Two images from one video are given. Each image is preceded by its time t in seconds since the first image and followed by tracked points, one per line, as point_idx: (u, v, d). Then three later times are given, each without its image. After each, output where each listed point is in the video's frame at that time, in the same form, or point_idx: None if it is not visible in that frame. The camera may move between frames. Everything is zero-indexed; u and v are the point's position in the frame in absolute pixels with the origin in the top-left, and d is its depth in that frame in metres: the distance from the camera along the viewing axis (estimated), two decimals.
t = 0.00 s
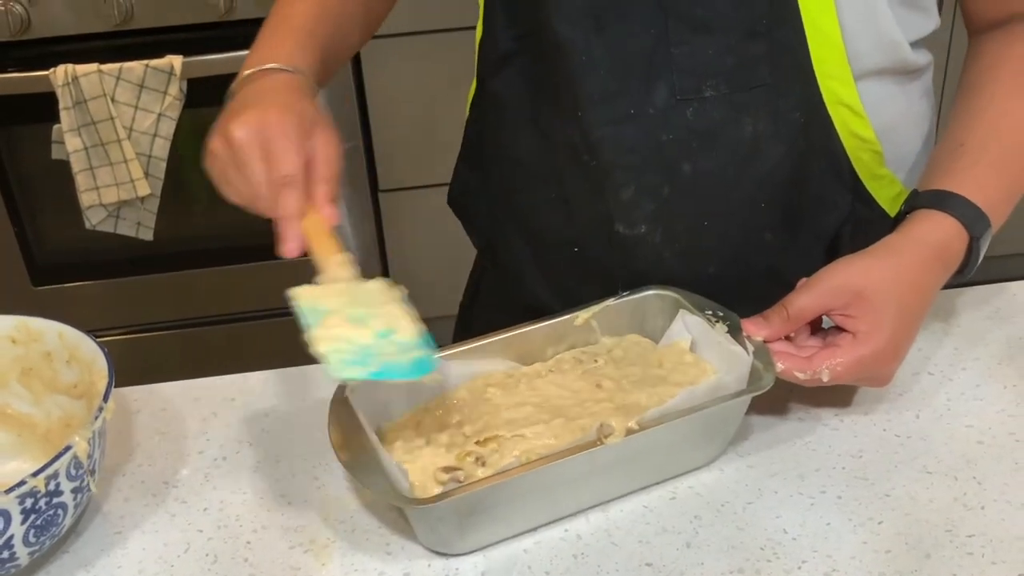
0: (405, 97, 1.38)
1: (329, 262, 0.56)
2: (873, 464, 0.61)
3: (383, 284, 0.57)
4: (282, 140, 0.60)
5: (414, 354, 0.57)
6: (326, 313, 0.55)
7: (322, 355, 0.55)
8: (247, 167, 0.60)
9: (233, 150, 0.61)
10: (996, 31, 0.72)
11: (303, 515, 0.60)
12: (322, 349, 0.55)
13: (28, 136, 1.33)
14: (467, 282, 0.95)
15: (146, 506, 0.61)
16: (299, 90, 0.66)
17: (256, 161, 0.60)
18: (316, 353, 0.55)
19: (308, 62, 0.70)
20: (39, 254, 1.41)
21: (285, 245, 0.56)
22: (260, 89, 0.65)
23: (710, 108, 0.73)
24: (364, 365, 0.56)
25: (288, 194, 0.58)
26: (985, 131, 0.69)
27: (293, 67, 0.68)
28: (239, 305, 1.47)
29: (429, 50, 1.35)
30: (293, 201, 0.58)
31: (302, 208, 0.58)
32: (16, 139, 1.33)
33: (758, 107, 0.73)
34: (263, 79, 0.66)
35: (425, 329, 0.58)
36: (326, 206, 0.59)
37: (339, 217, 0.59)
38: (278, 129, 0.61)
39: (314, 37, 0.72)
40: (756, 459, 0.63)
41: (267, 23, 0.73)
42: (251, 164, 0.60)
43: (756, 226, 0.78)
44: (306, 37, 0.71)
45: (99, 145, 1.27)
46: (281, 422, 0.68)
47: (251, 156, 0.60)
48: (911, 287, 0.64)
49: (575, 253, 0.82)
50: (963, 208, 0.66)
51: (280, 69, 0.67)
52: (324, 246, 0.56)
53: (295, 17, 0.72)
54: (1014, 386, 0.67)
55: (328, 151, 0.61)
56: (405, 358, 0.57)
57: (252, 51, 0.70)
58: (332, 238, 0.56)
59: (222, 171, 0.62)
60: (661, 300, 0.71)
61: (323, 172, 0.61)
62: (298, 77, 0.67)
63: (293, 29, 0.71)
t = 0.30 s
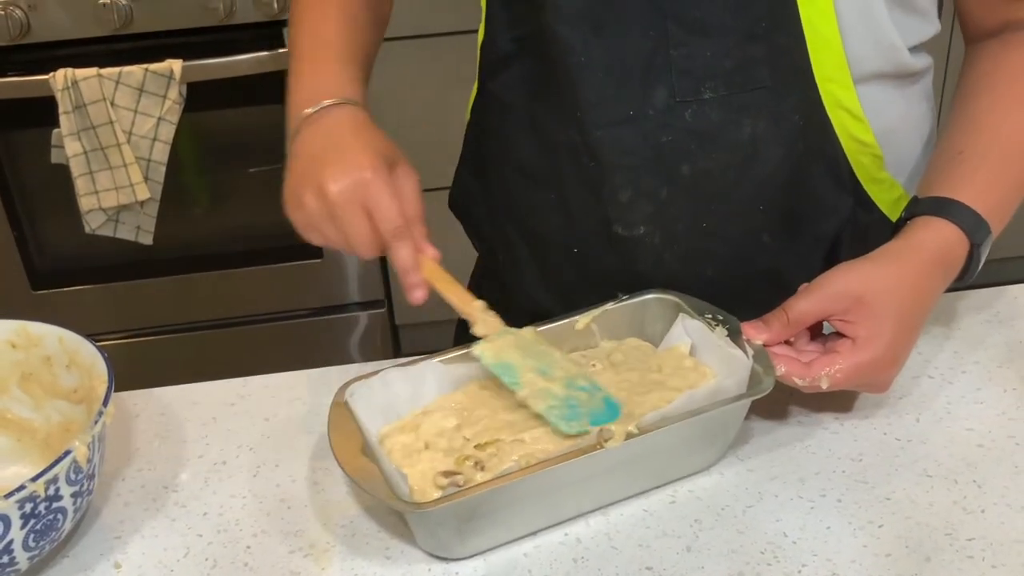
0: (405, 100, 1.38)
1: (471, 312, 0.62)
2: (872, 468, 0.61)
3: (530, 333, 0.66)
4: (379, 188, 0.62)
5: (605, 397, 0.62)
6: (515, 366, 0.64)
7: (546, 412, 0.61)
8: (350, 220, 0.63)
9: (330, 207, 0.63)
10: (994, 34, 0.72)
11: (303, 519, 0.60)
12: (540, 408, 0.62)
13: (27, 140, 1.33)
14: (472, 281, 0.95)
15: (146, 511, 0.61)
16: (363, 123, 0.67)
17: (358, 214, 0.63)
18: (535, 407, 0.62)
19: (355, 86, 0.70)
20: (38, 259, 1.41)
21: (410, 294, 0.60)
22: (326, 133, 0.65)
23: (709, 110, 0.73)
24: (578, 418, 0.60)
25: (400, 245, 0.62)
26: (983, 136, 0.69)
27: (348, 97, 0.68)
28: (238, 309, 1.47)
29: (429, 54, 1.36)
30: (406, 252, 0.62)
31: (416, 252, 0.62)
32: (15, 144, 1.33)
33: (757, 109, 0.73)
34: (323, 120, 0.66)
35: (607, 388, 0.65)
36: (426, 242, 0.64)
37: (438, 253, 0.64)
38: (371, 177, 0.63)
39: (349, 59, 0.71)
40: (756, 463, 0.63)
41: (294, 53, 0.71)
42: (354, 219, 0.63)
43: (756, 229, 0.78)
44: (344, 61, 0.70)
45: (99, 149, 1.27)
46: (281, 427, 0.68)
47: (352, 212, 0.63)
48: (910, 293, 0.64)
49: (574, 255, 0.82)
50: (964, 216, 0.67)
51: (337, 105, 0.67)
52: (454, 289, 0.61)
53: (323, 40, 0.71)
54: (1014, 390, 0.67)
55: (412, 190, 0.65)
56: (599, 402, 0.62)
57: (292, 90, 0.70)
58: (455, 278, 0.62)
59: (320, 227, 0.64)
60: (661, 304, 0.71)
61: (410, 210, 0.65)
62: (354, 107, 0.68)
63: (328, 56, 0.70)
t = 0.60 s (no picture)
0: (405, 105, 1.38)
1: (378, 331, 0.62)
2: (870, 472, 0.62)
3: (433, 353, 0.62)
4: (298, 200, 0.64)
5: (497, 424, 0.61)
6: (410, 387, 0.59)
7: (433, 434, 0.58)
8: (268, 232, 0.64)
9: (247, 213, 0.64)
10: (993, 38, 0.72)
11: (302, 523, 0.60)
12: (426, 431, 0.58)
13: (27, 144, 1.33)
14: (472, 283, 0.96)
15: (146, 515, 0.61)
16: (298, 133, 0.68)
17: (275, 223, 0.64)
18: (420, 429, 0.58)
19: (303, 93, 0.71)
20: (38, 262, 1.41)
21: (323, 308, 0.61)
22: (258, 139, 0.66)
23: (713, 114, 0.73)
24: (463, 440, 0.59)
25: (316, 258, 0.63)
26: (981, 143, 0.69)
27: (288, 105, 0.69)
28: (238, 313, 1.47)
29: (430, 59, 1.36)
30: (320, 265, 0.62)
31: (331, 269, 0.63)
32: (15, 148, 1.33)
33: (759, 113, 0.73)
34: (260, 124, 0.67)
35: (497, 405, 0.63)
36: (343, 257, 0.65)
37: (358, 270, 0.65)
38: (291, 188, 0.64)
39: (302, 65, 0.72)
40: (754, 467, 0.63)
41: (254, 49, 0.72)
42: (270, 228, 0.64)
43: (755, 233, 0.78)
44: (297, 67, 0.71)
45: (98, 153, 1.27)
46: (280, 431, 0.68)
47: (268, 220, 0.64)
48: (908, 298, 0.64)
49: (574, 258, 0.82)
50: (963, 221, 0.67)
51: (275, 111, 0.68)
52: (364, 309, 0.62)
53: (282, 42, 0.72)
54: (1012, 394, 0.67)
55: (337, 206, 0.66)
56: (493, 428, 0.60)
57: (240, 88, 0.70)
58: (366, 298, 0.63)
59: (236, 231, 0.66)
60: (659, 308, 0.71)
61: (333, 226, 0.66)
62: (294, 115, 0.69)
63: (281, 61, 0.71)
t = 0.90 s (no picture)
0: (405, 107, 1.38)
1: (322, 309, 0.58)
2: (870, 474, 0.62)
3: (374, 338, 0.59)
4: (261, 179, 0.63)
5: (419, 413, 0.59)
6: (337, 360, 0.56)
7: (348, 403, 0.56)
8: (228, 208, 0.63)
9: (212, 192, 0.64)
10: (992, 41, 0.73)
11: (302, 526, 0.60)
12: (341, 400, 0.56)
13: (27, 147, 1.34)
14: (468, 291, 0.96)
15: (146, 518, 0.62)
16: (277, 129, 0.68)
17: (237, 201, 0.63)
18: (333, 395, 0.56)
19: (290, 93, 0.72)
20: (37, 266, 1.41)
21: (273, 287, 0.59)
22: (237, 129, 0.67)
23: (715, 117, 0.73)
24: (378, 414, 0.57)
25: (272, 236, 0.61)
26: (980, 144, 0.70)
27: (270, 101, 0.70)
28: (237, 315, 1.47)
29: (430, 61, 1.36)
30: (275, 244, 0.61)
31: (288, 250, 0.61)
32: (15, 151, 1.33)
33: (761, 116, 0.73)
34: (241, 117, 0.68)
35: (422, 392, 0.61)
36: (306, 244, 0.63)
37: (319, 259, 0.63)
38: (255, 169, 0.63)
39: (291, 66, 0.73)
40: (753, 470, 0.63)
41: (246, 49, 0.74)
42: (231, 205, 0.63)
43: (755, 235, 0.78)
44: (285, 66, 0.72)
45: (98, 156, 1.27)
46: (280, 434, 0.68)
47: (230, 197, 0.63)
48: (906, 297, 0.64)
49: (574, 261, 0.82)
50: (960, 221, 0.67)
51: (257, 107, 0.69)
52: (315, 290, 0.59)
53: (276, 41, 0.73)
54: (1012, 397, 0.67)
55: (304, 196, 0.65)
56: (414, 415, 0.59)
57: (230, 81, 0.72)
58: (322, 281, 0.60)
59: (204, 213, 0.65)
60: (658, 311, 0.71)
61: (298, 214, 0.64)
62: (275, 112, 0.69)
63: (273, 58, 0.72)
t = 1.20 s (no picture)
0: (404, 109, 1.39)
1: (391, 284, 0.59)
2: (870, 475, 0.62)
3: (435, 285, 0.60)
4: (349, 162, 0.62)
5: (467, 339, 0.59)
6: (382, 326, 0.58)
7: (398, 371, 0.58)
8: (319, 192, 0.63)
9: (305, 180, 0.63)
10: (988, 43, 0.73)
11: (305, 527, 0.60)
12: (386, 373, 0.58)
13: (29, 150, 1.34)
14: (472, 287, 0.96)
15: (149, 520, 0.62)
16: (359, 108, 0.67)
17: (329, 188, 0.62)
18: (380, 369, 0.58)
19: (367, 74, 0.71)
20: (38, 268, 1.41)
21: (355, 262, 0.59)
22: (321, 114, 0.66)
23: (709, 117, 0.74)
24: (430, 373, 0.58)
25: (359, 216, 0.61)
26: (978, 145, 0.70)
27: (351, 82, 0.69)
28: (238, 317, 1.47)
29: (429, 63, 1.36)
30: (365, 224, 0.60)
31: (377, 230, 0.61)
32: (17, 154, 1.34)
33: (755, 116, 0.74)
34: (327, 102, 0.67)
35: (476, 312, 0.60)
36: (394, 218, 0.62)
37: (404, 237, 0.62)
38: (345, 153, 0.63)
39: (365, 48, 0.72)
40: (754, 471, 0.63)
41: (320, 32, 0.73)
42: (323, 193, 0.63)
43: (755, 237, 0.78)
44: (359, 48, 0.72)
45: (99, 158, 1.27)
46: (282, 436, 0.68)
47: (322, 185, 0.62)
48: (904, 297, 0.64)
49: (574, 261, 0.82)
50: (957, 222, 0.67)
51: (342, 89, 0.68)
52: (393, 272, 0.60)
53: (345, 25, 0.72)
54: (1011, 398, 0.68)
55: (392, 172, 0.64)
56: (464, 344, 0.59)
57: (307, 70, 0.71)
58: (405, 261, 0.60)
59: (302, 204, 0.65)
60: (659, 313, 0.72)
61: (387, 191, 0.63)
62: (356, 92, 0.68)
63: (345, 42, 0.71)
